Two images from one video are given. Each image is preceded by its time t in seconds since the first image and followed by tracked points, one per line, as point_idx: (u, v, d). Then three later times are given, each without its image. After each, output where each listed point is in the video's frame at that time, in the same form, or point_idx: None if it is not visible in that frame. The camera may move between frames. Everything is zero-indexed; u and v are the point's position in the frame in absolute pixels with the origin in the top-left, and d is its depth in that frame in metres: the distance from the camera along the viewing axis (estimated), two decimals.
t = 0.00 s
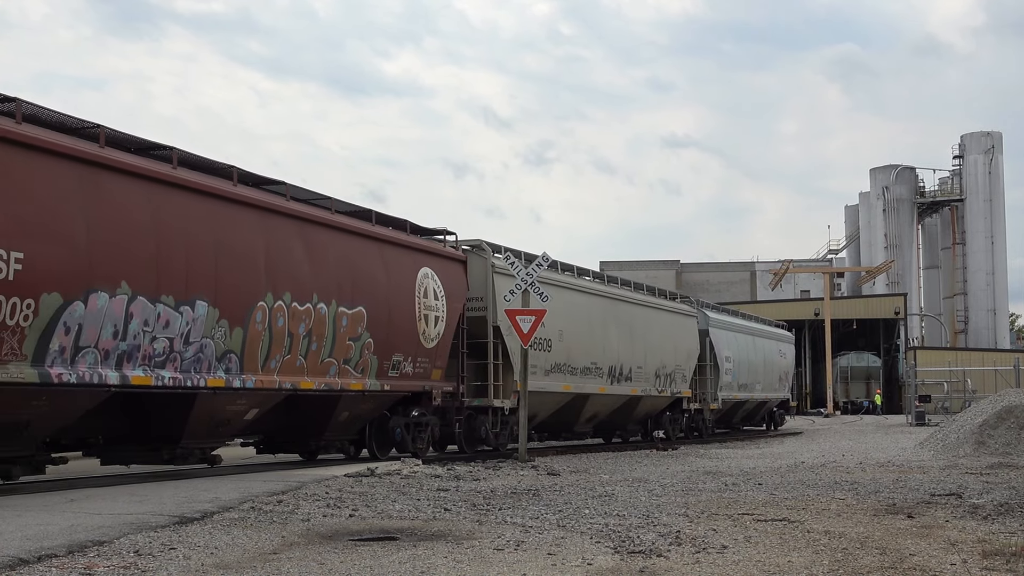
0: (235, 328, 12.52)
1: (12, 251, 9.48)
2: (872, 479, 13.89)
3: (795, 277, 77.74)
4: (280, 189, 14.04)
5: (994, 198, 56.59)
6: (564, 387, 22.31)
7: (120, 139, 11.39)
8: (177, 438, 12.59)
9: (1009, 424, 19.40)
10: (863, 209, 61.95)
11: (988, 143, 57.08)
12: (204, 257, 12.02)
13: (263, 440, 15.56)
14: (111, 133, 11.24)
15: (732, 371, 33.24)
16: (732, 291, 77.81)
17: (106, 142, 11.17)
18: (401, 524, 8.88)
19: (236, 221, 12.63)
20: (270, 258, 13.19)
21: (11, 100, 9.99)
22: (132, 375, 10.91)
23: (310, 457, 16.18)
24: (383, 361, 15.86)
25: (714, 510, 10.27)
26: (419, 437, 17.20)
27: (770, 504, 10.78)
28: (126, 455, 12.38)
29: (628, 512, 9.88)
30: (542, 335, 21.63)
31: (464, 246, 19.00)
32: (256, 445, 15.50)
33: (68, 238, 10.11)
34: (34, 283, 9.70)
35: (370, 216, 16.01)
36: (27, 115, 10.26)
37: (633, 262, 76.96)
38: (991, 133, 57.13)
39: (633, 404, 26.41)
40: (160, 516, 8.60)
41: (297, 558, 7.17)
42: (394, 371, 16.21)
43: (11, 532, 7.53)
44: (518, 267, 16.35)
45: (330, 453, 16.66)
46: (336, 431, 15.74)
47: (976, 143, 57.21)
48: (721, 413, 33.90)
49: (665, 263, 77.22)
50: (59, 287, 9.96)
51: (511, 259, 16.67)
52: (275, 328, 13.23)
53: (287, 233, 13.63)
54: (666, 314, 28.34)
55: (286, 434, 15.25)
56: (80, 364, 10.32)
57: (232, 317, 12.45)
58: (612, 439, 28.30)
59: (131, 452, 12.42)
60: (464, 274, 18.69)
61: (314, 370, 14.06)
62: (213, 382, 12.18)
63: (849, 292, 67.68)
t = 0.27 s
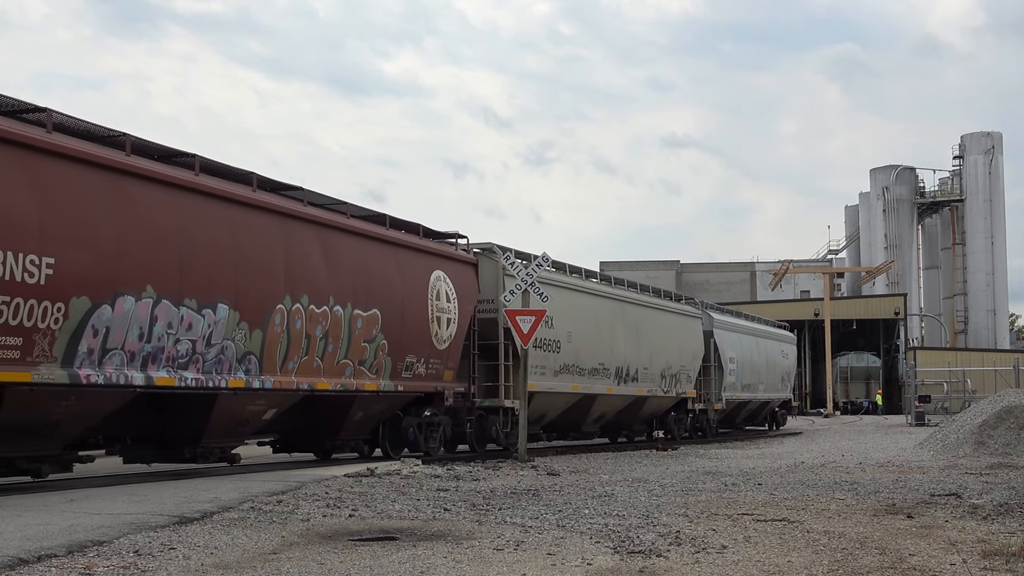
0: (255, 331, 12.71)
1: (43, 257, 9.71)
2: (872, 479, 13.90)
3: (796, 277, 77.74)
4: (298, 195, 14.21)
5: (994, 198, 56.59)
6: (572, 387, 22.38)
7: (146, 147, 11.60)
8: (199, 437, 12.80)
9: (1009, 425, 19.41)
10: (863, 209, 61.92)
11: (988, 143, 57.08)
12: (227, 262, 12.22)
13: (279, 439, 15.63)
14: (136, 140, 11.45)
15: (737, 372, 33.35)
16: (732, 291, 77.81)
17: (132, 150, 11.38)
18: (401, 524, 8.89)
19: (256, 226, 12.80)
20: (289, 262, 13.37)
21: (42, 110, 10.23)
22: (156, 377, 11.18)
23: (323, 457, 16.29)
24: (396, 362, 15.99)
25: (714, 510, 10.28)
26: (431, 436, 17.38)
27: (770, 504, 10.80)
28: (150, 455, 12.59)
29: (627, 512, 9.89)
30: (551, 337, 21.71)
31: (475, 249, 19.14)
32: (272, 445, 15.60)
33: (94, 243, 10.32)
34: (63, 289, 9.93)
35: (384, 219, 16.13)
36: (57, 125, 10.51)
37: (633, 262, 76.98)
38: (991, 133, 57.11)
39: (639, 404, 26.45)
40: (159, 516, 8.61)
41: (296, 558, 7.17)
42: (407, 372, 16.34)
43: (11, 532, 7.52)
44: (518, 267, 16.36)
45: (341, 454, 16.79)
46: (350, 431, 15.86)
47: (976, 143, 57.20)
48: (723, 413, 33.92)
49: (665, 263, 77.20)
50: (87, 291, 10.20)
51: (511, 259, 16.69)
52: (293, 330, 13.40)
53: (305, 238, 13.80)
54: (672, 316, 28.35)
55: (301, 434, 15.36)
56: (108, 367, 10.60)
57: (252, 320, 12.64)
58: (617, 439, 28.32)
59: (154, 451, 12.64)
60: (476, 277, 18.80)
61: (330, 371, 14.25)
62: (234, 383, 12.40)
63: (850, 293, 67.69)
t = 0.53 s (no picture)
0: (275, 333, 13.04)
1: (72, 262, 10.11)
2: (872, 479, 13.91)
3: (796, 277, 77.72)
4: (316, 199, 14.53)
5: (994, 198, 56.59)
6: (581, 388, 22.40)
7: (169, 154, 11.95)
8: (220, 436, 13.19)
9: (1010, 425, 19.40)
10: (863, 209, 61.91)
11: (988, 143, 57.07)
12: (247, 267, 12.56)
13: (296, 439, 15.86)
14: (161, 148, 11.80)
15: (741, 372, 33.36)
16: (732, 291, 77.80)
17: (156, 158, 11.76)
18: (401, 525, 8.88)
19: (275, 231, 13.15)
20: (307, 266, 13.69)
21: (71, 120, 10.63)
22: (181, 377, 11.60)
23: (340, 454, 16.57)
24: (410, 363, 16.22)
25: (714, 510, 10.28)
26: (444, 435, 17.55)
27: (770, 504, 10.80)
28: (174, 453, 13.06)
29: (628, 512, 9.88)
30: (560, 338, 21.75)
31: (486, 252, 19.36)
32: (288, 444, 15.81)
33: (121, 248, 10.71)
34: (91, 292, 10.33)
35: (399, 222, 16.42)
36: (85, 133, 10.89)
37: (633, 262, 76.96)
38: (992, 133, 57.11)
39: (646, 404, 26.47)
40: (159, 516, 8.59)
41: (296, 558, 7.16)
42: (421, 373, 16.58)
43: (11, 532, 7.51)
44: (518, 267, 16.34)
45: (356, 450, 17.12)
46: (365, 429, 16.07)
47: (976, 143, 57.20)
48: (727, 414, 33.93)
49: (665, 263, 77.16)
50: (114, 295, 10.60)
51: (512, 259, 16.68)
52: (311, 333, 13.72)
53: (323, 242, 14.12)
54: (678, 317, 28.37)
55: (318, 433, 15.58)
56: (134, 368, 11.04)
57: (272, 322, 12.98)
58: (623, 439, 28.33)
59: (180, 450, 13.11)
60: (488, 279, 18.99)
61: (346, 372, 14.58)
62: (255, 384, 12.77)
63: (850, 293, 67.68)
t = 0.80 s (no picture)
0: (293, 334, 13.48)
1: (102, 267, 10.54)
2: (872, 479, 13.93)
3: (796, 277, 77.72)
4: (331, 204, 14.89)
5: (994, 198, 56.60)
6: (590, 389, 22.46)
7: (191, 161, 12.31)
8: (239, 436, 13.61)
9: (1010, 425, 19.40)
10: (863, 209, 61.93)
11: (988, 143, 57.06)
12: (267, 270, 12.99)
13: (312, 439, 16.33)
14: (184, 155, 12.17)
15: (745, 373, 33.31)
16: (732, 291, 77.82)
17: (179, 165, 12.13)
18: (401, 524, 8.88)
19: (293, 236, 13.57)
20: (323, 269, 14.12)
21: (98, 129, 11.01)
22: (203, 377, 12.00)
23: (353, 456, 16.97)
24: (424, 364, 16.68)
25: (714, 510, 10.29)
26: (456, 435, 18.00)
27: (770, 503, 10.81)
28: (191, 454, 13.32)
29: (627, 512, 9.90)
30: (569, 339, 21.83)
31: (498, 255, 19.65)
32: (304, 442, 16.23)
33: (146, 253, 11.13)
34: (119, 295, 10.75)
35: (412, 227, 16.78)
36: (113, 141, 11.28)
37: (633, 262, 76.96)
38: (992, 133, 57.11)
39: (652, 405, 26.49)
40: (160, 516, 8.60)
41: (296, 558, 7.16)
42: (433, 373, 17.02)
43: (11, 532, 7.52)
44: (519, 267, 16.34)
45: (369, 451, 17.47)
46: (381, 428, 16.57)
47: (976, 143, 57.20)
48: (731, 414, 33.97)
49: (665, 263, 77.15)
50: (141, 298, 11.03)
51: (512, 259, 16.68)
52: (328, 334, 14.17)
53: (338, 246, 14.55)
54: (684, 319, 28.41)
55: (333, 432, 16.04)
56: (159, 368, 11.45)
57: (290, 324, 13.41)
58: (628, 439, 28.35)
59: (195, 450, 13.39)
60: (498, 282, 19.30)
61: (361, 373, 15.05)
62: (274, 384, 13.18)
63: (850, 293, 67.70)
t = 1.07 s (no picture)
0: (310, 336, 13.70)
1: (127, 271, 10.81)
2: (872, 479, 13.93)
3: (796, 277, 77.72)
4: (347, 209, 15.14)
5: (994, 198, 56.59)
6: (598, 389, 22.47)
7: (214, 167, 12.58)
8: (258, 434, 13.80)
9: (1010, 425, 19.39)
10: (863, 209, 61.90)
11: (988, 143, 57.05)
12: (286, 273, 13.24)
13: (327, 438, 16.49)
14: (205, 162, 12.44)
15: (749, 374, 33.40)
16: (732, 291, 77.82)
17: (200, 171, 12.37)
18: (401, 524, 8.87)
19: (311, 240, 13.83)
20: (340, 273, 14.36)
21: (123, 137, 11.30)
22: (225, 378, 12.21)
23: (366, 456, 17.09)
24: (436, 364, 16.83)
25: (714, 510, 10.27)
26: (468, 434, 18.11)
27: (770, 503, 10.79)
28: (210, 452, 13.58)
29: (628, 512, 9.88)
30: (578, 339, 21.85)
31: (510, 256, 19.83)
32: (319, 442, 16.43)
33: (171, 257, 11.40)
34: (145, 298, 11.03)
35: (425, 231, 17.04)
36: (137, 149, 11.54)
37: (633, 262, 76.92)
38: (992, 133, 57.10)
39: (658, 405, 26.49)
40: (159, 516, 8.59)
41: (296, 559, 7.15)
42: (446, 374, 17.16)
43: (11, 532, 7.50)
44: (518, 267, 16.32)
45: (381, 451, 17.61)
46: (394, 429, 16.69)
47: (976, 143, 57.19)
48: (734, 414, 33.97)
49: (665, 263, 77.12)
50: (166, 302, 11.30)
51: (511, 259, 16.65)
52: (344, 335, 14.41)
53: (355, 250, 14.80)
54: (689, 320, 28.44)
55: (348, 431, 16.20)
56: (183, 369, 11.65)
57: (309, 326, 13.65)
58: (632, 440, 28.34)
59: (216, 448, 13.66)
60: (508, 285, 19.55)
61: (376, 373, 15.26)
62: (293, 385, 13.38)
63: (850, 293, 67.70)
